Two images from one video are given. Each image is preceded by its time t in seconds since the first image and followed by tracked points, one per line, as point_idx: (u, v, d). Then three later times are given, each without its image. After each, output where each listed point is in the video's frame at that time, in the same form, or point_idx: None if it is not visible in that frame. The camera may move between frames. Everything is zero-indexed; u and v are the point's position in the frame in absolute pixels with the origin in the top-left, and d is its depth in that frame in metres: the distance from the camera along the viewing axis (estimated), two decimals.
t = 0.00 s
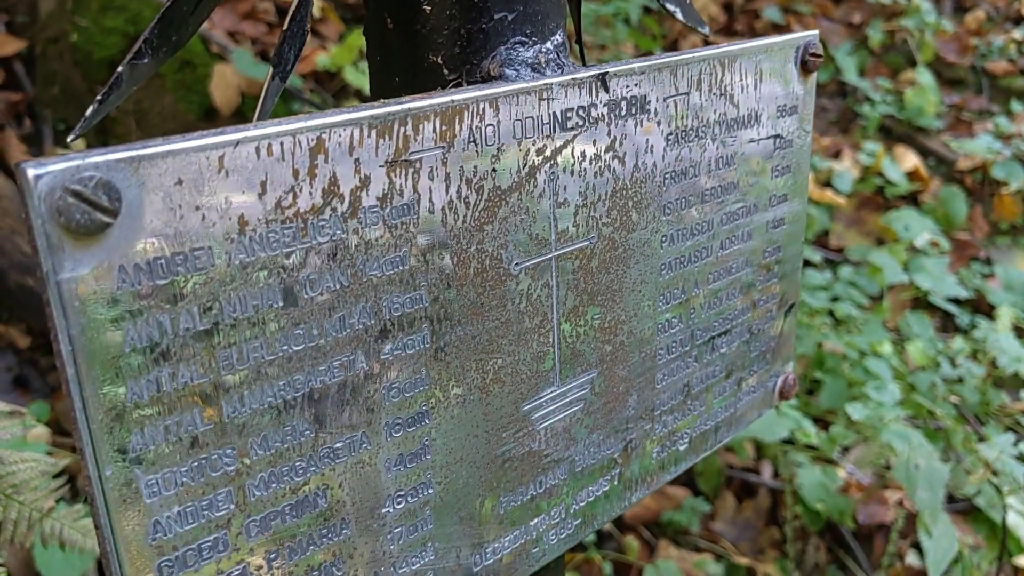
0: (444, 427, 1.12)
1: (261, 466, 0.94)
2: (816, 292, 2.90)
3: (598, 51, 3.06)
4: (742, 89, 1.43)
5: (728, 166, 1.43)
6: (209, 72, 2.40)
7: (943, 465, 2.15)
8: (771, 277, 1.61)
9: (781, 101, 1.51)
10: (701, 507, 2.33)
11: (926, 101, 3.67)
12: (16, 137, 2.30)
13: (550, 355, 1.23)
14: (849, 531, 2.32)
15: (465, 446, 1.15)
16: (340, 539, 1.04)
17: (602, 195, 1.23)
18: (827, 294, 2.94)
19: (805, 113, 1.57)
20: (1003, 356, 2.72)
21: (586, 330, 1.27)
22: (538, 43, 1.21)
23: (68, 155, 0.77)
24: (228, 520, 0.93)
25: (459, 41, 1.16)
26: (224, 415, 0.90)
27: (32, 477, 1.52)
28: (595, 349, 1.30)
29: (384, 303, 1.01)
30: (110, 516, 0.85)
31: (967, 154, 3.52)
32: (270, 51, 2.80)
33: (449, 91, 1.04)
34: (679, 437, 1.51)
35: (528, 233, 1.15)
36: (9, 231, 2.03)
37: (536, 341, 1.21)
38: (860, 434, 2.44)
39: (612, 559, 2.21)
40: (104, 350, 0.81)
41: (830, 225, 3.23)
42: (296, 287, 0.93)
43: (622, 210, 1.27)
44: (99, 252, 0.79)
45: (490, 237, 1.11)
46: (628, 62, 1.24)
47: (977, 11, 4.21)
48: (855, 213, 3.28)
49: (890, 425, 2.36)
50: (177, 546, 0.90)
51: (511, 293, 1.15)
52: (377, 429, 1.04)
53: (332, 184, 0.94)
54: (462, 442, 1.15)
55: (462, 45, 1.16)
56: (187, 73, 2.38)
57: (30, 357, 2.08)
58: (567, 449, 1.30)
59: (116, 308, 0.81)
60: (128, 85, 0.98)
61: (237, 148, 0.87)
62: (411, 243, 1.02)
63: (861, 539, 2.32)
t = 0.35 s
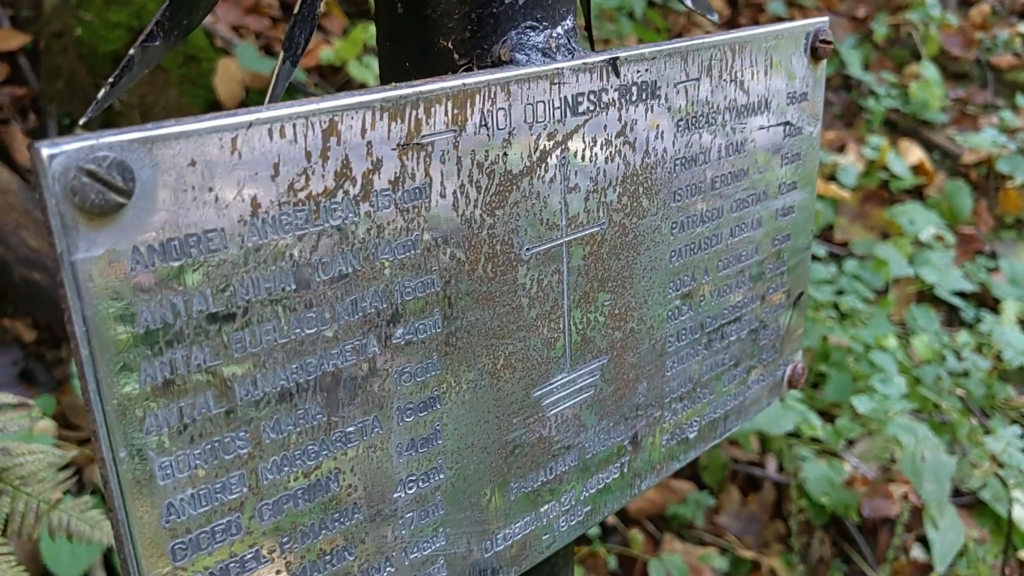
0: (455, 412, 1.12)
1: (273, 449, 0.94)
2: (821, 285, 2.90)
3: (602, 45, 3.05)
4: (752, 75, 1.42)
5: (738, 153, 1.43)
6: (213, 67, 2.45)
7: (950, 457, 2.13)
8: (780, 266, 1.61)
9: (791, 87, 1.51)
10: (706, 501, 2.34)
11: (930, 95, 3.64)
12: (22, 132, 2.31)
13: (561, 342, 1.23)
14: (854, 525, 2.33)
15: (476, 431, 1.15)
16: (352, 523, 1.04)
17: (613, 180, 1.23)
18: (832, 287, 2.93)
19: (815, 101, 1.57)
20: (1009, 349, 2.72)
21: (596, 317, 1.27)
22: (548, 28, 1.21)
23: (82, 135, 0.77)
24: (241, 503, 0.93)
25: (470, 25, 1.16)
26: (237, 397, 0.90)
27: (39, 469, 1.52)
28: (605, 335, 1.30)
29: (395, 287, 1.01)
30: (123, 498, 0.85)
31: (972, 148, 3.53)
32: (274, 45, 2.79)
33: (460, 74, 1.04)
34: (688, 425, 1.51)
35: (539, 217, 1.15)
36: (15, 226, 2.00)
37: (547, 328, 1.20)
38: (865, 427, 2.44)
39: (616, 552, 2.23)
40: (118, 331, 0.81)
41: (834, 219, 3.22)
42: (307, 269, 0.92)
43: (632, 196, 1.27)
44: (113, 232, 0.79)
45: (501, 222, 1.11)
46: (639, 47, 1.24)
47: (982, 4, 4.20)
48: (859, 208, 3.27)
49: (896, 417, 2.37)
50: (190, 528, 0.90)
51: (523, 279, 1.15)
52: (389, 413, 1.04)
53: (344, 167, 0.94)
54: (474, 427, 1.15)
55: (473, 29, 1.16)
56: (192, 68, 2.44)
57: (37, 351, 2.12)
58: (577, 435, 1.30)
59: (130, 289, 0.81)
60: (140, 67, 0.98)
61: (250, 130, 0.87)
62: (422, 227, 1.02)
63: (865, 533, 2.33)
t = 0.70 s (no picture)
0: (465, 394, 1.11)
1: (284, 429, 0.94)
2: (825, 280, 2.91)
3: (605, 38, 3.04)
4: (763, 58, 1.41)
5: (749, 137, 1.42)
6: (216, 60, 2.49)
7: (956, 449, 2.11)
8: (790, 252, 1.60)
9: (802, 71, 1.50)
10: (710, 495, 2.34)
11: (935, 89, 3.63)
12: (25, 126, 2.32)
13: (571, 325, 1.22)
14: (858, 518, 2.31)
15: (486, 414, 1.14)
16: (362, 506, 1.04)
17: (624, 162, 1.22)
18: (836, 280, 2.94)
19: (826, 85, 1.56)
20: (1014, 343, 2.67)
21: (606, 300, 1.26)
22: (559, 8, 1.20)
23: (91, 108, 0.76)
24: (251, 484, 0.93)
25: (480, 6, 1.16)
26: (248, 376, 0.89)
27: (45, 457, 1.60)
28: (615, 319, 1.29)
29: (406, 267, 1.00)
30: (133, 477, 0.84)
31: (977, 142, 3.49)
32: (277, 38, 2.78)
33: (471, 52, 1.03)
34: (698, 412, 1.50)
35: (550, 199, 1.14)
36: (18, 218, 2.02)
37: (557, 311, 1.20)
38: (870, 421, 2.42)
39: (620, 546, 2.24)
40: (127, 308, 0.80)
41: (838, 214, 3.23)
42: (317, 248, 0.92)
43: (643, 179, 1.26)
44: (122, 208, 0.78)
45: (512, 203, 1.10)
46: (650, 28, 1.23)
47: None
48: (864, 201, 3.26)
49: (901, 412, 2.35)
50: (200, 508, 0.90)
51: (533, 260, 1.14)
52: (399, 394, 1.04)
53: (355, 144, 0.93)
54: (484, 410, 1.14)
55: (483, 9, 1.16)
56: (195, 59, 2.49)
57: (41, 343, 2.12)
58: (587, 420, 1.30)
59: (139, 266, 0.80)
60: (149, 45, 0.98)
61: (260, 105, 0.86)
62: (433, 208, 1.01)
63: (869, 527, 2.31)
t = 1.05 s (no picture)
0: (482, 391, 1.12)
1: (306, 426, 0.95)
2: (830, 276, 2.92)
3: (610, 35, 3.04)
4: (776, 57, 1.42)
5: (761, 136, 1.43)
6: (222, 57, 2.50)
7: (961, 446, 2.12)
8: (800, 250, 1.61)
9: (814, 70, 1.51)
10: (714, 491, 2.36)
11: (939, 86, 3.62)
12: (31, 122, 2.33)
13: (586, 323, 1.23)
14: (862, 515, 2.33)
15: (502, 411, 1.15)
16: (382, 502, 1.05)
17: (639, 161, 1.23)
18: (841, 278, 2.97)
19: (837, 85, 1.57)
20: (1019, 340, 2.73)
21: (621, 298, 1.27)
22: (576, 8, 1.21)
23: (123, 109, 0.78)
24: (274, 480, 0.94)
25: (497, 6, 1.17)
26: (271, 373, 0.91)
27: (58, 453, 1.63)
28: (629, 317, 1.30)
29: (425, 266, 1.01)
30: (160, 473, 0.85)
31: (980, 139, 3.51)
32: (283, 35, 2.76)
33: (490, 53, 1.04)
34: (709, 408, 1.51)
35: (566, 198, 1.15)
36: (26, 213, 2.02)
37: (573, 309, 1.21)
38: (875, 417, 2.43)
39: (625, 541, 2.26)
40: (155, 306, 0.81)
41: (842, 211, 3.24)
42: (339, 246, 0.93)
43: (657, 177, 1.27)
44: (153, 208, 0.80)
45: (529, 202, 1.11)
46: (665, 28, 1.24)
47: None
48: (867, 198, 3.27)
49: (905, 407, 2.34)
50: (225, 504, 0.91)
51: (550, 259, 1.15)
52: (418, 391, 1.05)
53: (377, 144, 0.94)
54: (501, 407, 1.15)
55: (500, 9, 1.17)
56: (201, 55, 2.51)
57: (47, 339, 2.13)
58: (601, 417, 1.31)
59: (168, 265, 0.81)
60: (173, 46, 0.99)
61: (286, 106, 0.87)
62: (452, 207, 1.02)
63: (873, 524, 2.33)
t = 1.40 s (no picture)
0: (481, 385, 1.11)
1: (303, 420, 0.94)
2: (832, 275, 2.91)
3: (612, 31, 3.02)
4: (778, 50, 1.41)
5: (763, 130, 1.42)
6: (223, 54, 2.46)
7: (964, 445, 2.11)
8: (803, 244, 1.60)
9: (816, 64, 1.49)
10: (715, 489, 2.35)
11: (941, 83, 3.61)
12: (32, 119, 2.32)
13: (587, 317, 1.22)
14: (863, 513, 2.32)
15: (502, 406, 1.14)
16: (380, 497, 1.04)
17: (640, 154, 1.22)
18: (843, 275, 2.96)
19: (839, 79, 1.55)
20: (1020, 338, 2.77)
21: (622, 292, 1.26)
22: None
23: (116, 97, 0.76)
24: (271, 474, 0.93)
25: None
26: (268, 366, 0.90)
27: (56, 448, 1.61)
28: (630, 311, 1.29)
29: (424, 258, 1.00)
30: (155, 466, 0.84)
31: (983, 137, 3.49)
32: (284, 31, 2.76)
33: (490, 43, 1.03)
34: (711, 404, 1.51)
35: (567, 191, 1.14)
36: (26, 210, 2.01)
37: (573, 303, 1.20)
38: (875, 415, 2.41)
39: (626, 539, 2.25)
40: (150, 297, 0.80)
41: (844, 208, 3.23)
42: (337, 238, 0.92)
43: (659, 171, 1.26)
44: (147, 197, 0.79)
45: (530, 194, 1.10)
46: (667, 20, 1.22)
47: None
48: (868, 196, 3.26)
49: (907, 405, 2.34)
50: (220, 498, 0.90)
51: (550, 252, 1.14)
52: (417, 385, 1.04)
53: (376, 134, 0.93)
54: (500, 402, 1.14)
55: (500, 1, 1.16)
56: (201, 53, 2.49)
57: (47, 336, 2.12)
58: (602, 412, 1.30)
59: (161, 256, 0.80)
60: (169, 35, 0.98)
61: (283, 95, 0.86)
62: (451, 199, 1.01)
63: (874, 522, 2.32)
